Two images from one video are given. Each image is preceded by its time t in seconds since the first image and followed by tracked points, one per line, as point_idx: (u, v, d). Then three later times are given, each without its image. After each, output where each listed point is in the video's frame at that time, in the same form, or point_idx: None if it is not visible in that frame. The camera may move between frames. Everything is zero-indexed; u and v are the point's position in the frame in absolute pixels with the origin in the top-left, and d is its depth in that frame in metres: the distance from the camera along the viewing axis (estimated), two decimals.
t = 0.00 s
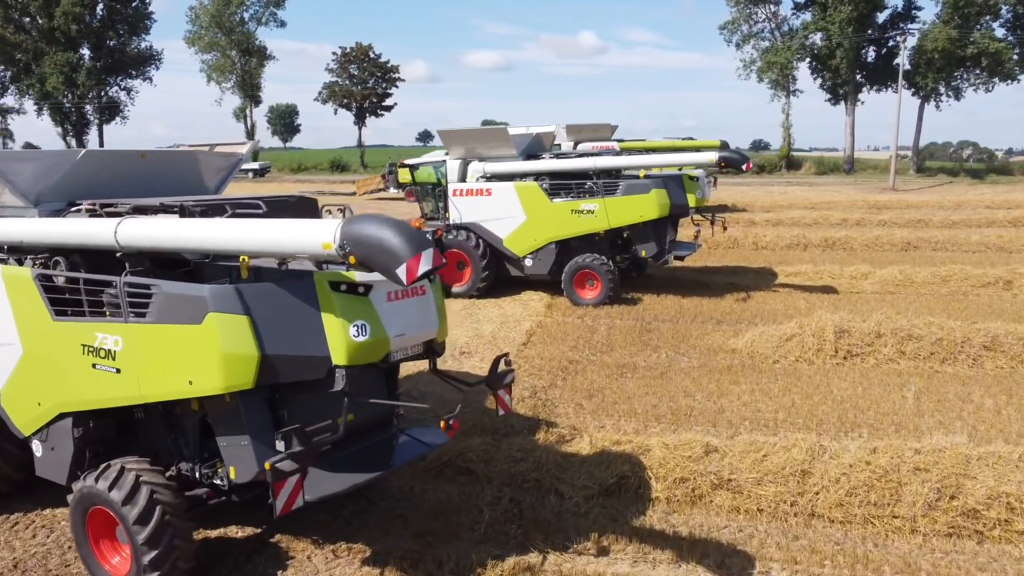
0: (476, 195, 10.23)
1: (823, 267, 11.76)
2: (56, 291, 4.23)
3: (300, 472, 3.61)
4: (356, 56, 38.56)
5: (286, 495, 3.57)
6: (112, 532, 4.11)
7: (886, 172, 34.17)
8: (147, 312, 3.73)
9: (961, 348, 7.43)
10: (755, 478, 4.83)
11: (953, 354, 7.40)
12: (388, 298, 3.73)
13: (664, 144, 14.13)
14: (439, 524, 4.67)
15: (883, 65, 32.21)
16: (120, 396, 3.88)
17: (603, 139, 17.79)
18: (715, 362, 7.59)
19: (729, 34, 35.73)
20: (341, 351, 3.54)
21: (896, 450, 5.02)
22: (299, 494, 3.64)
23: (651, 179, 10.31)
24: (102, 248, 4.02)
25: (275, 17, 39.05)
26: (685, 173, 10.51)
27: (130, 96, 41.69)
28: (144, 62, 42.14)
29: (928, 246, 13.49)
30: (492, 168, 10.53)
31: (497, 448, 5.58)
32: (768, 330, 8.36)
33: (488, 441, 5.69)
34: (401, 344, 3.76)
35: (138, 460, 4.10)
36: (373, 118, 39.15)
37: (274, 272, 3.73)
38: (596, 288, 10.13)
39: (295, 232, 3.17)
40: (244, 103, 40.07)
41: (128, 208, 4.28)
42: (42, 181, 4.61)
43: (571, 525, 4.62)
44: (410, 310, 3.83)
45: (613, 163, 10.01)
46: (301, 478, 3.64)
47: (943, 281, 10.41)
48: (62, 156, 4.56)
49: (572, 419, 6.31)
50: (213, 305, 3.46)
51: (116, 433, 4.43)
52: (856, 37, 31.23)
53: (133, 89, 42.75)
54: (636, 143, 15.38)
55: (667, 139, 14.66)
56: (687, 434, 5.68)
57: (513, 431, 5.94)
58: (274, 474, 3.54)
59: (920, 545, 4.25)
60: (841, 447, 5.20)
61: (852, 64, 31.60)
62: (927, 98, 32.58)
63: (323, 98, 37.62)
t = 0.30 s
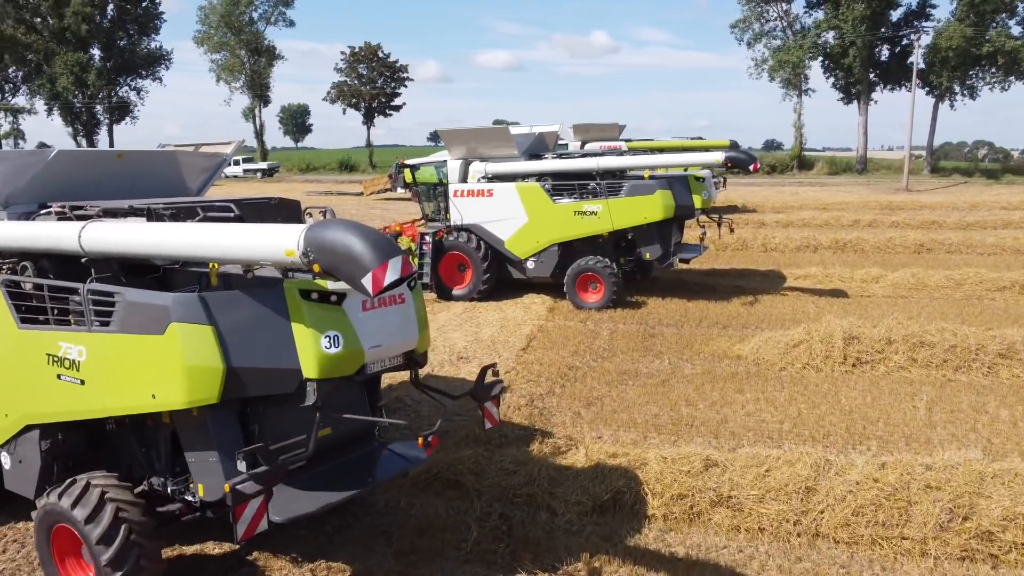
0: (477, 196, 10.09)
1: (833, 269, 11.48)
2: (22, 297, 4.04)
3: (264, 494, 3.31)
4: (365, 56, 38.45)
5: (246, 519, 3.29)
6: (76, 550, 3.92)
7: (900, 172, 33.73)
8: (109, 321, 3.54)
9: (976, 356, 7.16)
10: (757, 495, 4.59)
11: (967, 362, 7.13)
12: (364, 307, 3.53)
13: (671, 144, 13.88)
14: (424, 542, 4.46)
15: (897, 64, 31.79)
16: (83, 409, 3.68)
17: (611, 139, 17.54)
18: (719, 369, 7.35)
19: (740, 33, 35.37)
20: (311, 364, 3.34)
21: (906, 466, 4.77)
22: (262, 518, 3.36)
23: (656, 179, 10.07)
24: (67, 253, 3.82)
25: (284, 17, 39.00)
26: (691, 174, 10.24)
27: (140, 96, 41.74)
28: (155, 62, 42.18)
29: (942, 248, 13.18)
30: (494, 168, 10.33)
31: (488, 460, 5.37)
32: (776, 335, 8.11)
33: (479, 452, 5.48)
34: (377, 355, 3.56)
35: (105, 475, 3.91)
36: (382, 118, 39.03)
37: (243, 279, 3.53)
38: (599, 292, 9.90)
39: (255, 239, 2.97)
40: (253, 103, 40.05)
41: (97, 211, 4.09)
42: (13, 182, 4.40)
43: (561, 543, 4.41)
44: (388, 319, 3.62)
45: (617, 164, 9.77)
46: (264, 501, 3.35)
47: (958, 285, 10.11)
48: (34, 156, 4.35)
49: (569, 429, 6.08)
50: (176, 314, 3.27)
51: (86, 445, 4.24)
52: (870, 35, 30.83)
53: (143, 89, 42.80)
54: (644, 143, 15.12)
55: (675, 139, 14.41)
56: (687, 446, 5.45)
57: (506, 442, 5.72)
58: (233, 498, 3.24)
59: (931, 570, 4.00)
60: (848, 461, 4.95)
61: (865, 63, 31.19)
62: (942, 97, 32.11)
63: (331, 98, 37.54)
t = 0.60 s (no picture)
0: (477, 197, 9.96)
1: (843, 272, 11.19)
2: None
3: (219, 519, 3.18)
4: (372, 55, 38.31)
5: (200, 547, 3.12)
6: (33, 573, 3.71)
7: (912, 172, 33.30)
8: (65, 331, 3.32)
9: (990, 365, 6.88)
10: (757, 515, 4.34)
11: (981, 371, 6.85)
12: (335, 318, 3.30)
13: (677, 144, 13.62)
14: (405, 563, 4.24)
15: (909, 62, 31.37)
16: (38, 424, 3.45)
17: (618, 138, 17.27)
18: (722, 377, 7.10)
19: (750, 32, 35.01)
20: (277, 379, 3.13)
21: (916, 485, 4.51)
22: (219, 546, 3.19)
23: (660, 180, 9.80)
24: (24, 259, 3.61)
25: (292, 16, 38.92)
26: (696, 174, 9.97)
27: (148, 96, 41.73)
28: (163, 62, 42.18)
29: (955, 250, 12.87)
30: (494, 168, 10.10)
31: (477, 473, 5.14)
32: (782, 341, 7.85)
33: (468, 465, 5.25)
34: (349, 369, 3.33)
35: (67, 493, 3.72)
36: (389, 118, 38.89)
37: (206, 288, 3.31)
38: (601, 295, 9.65)
39: (210, 246, 2.75)
40: (261, 103, 39.97)
41: (61, 214, 3.89)
42: None
43: (550, 565, 4.18)
44: (362, 330, 3.39)
45: (620, 164, 9.50)
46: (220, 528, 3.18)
47: (971, 290, 9.82)
48: None
49: (564, 440, 5.84)
50: (131, 325, 3.05)
51: (51, 460, 4.03)
52: (882, 34, 30.44)
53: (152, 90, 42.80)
54: (650, 143, 14.84)
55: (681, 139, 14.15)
56: (686, 460, 5.21)
57: (498, 454, 5.50)
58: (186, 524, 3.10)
59: None
60: (854, 478, 4.70)
61: (877, 61, 30.79)
62: (956, 96, 31.67)
63: (339, 98, 37.43)
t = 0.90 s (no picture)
0: (477, 198, 9.74)
1: (853, 275, 10.90)
2: None
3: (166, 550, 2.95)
4: (380, 55, 38.18)
5: None
6: None
7: (925, 172, 32.86)
8: (12, 344, 3.08)
9: (1005, 374, 6.60)
10: (758, 537, 4.10)
11: (996, 380, 6.58)
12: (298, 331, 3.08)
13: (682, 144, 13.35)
14: None
15: (922, 61, 30.95)
16: None
17: (624, 138, 16.99)
18: (725, 385, 6.85)
19: (761, 30, 34.66)
20: (236, 397, 2.92)
21: (927, 505, 4.26)
22: None
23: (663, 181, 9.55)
24: None
25: (299, 16, 38.84)
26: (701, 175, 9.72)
27: (157, 96, 41.71)
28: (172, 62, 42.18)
29: (969, 253, 12.55)
30: (494, 168, 9.88)
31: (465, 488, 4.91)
32: (788, 348, 7.59)
33: (456, 479, 5.03)
34: (315, 385, 3.12)
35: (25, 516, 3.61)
36: (397, 117, 38.72)
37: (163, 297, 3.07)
38: (603, 299, 9.41)
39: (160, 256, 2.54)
40: (268, 103, 39.88)
41: (17, 217, 3.66)
42: None
43: None
44: (329, 343, 3.17)
45: (623, 164, 9.26)
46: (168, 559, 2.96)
47: (985, 294, 9.52)
48: None
49: (558, 452, 5.61)
50: (79, 339, 2.84)
51: (10, 476, 3.81)
52: (894, 32, 30.05)
53: (160, 89, 42.80)
54: (656, 142, 14.57)
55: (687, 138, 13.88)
56: (684, 476, 4.97)
57: (488, 468, 5.27)
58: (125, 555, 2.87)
59: None
60: (862, 497, 4.45)
61: (889, 60, 30.40)
62: (969, 95, 31.22)
63: (346, 97, 37.31)
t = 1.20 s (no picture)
0: (476, 199, 9.52)
1: (863, 279, 10.61)
2: None
3: None
4: (388, 54, 38.02)
5: None
6: None
7: (937, 172, 32.41)
8: None
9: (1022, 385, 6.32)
10: (759, 562, 3.86)
11: (1013, 390, 6.29)
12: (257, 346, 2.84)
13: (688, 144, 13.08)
14: None
15: (936, 59, 30.50)
16: None
17: (631, 138, 16.72)
18: (728, 394, 6.60)
19: (771, 29, 34.29)
20: (187, 418, 2.71)
21: (940, 529, 4.00)
22: None
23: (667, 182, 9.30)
24: None
25: (307, 16, 38.75)
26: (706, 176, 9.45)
27: (165, 96, 41.68)
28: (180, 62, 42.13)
29: (983, 255, 12.23)
30: (494, 168, 9.65)
31: (452, 504, 4.67)
32: (795, 355, 7.32)
33: (443, 496, 4.80)
34: (275, 405, 2.89)
35: None
36: (404, 117, 38.56)
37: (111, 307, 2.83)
38: (605, 303, 9.16)
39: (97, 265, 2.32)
40: (276, 103, 39.80)
41: None
42: None
43: None
44: (291, 359, 2.93)
45: (626, 164, 9.01)
46: None
47: (1000, 299, 9.22)
48: None
49: (552, 465, 5.37)
50: (17, 354, 2.63)
51: None
52: (907, 30, 29.64)
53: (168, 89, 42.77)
54: (662, 142, 14.29)
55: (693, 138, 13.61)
56: (682, 493, 4.73)
57: (478, 483, 5.03)
58: None
59: None
60: (870, 518, 4.20)
61: (902, 59, 29.99)
62: (984, 94, 30.76)
63: (353, 97, 37.18)
